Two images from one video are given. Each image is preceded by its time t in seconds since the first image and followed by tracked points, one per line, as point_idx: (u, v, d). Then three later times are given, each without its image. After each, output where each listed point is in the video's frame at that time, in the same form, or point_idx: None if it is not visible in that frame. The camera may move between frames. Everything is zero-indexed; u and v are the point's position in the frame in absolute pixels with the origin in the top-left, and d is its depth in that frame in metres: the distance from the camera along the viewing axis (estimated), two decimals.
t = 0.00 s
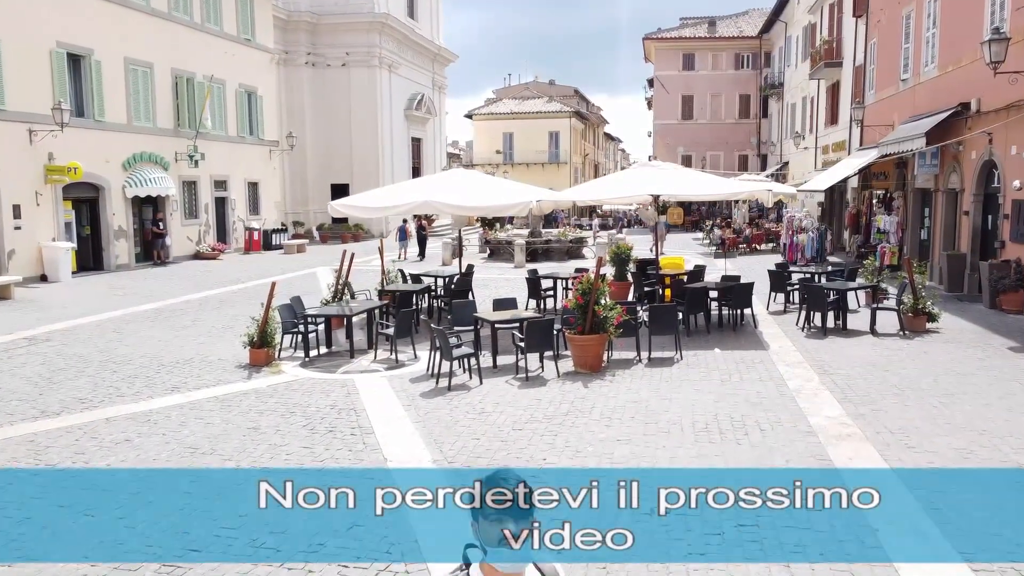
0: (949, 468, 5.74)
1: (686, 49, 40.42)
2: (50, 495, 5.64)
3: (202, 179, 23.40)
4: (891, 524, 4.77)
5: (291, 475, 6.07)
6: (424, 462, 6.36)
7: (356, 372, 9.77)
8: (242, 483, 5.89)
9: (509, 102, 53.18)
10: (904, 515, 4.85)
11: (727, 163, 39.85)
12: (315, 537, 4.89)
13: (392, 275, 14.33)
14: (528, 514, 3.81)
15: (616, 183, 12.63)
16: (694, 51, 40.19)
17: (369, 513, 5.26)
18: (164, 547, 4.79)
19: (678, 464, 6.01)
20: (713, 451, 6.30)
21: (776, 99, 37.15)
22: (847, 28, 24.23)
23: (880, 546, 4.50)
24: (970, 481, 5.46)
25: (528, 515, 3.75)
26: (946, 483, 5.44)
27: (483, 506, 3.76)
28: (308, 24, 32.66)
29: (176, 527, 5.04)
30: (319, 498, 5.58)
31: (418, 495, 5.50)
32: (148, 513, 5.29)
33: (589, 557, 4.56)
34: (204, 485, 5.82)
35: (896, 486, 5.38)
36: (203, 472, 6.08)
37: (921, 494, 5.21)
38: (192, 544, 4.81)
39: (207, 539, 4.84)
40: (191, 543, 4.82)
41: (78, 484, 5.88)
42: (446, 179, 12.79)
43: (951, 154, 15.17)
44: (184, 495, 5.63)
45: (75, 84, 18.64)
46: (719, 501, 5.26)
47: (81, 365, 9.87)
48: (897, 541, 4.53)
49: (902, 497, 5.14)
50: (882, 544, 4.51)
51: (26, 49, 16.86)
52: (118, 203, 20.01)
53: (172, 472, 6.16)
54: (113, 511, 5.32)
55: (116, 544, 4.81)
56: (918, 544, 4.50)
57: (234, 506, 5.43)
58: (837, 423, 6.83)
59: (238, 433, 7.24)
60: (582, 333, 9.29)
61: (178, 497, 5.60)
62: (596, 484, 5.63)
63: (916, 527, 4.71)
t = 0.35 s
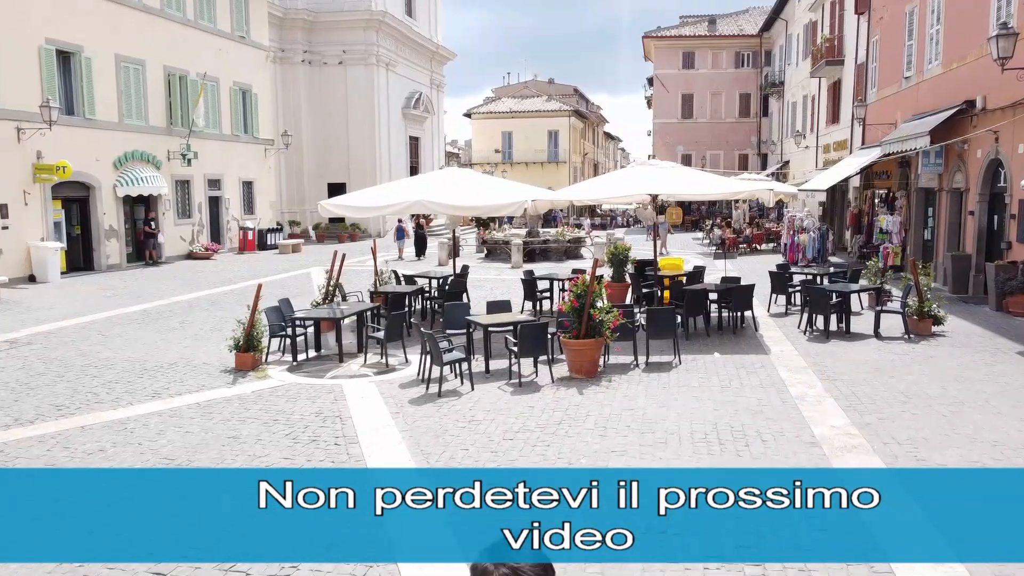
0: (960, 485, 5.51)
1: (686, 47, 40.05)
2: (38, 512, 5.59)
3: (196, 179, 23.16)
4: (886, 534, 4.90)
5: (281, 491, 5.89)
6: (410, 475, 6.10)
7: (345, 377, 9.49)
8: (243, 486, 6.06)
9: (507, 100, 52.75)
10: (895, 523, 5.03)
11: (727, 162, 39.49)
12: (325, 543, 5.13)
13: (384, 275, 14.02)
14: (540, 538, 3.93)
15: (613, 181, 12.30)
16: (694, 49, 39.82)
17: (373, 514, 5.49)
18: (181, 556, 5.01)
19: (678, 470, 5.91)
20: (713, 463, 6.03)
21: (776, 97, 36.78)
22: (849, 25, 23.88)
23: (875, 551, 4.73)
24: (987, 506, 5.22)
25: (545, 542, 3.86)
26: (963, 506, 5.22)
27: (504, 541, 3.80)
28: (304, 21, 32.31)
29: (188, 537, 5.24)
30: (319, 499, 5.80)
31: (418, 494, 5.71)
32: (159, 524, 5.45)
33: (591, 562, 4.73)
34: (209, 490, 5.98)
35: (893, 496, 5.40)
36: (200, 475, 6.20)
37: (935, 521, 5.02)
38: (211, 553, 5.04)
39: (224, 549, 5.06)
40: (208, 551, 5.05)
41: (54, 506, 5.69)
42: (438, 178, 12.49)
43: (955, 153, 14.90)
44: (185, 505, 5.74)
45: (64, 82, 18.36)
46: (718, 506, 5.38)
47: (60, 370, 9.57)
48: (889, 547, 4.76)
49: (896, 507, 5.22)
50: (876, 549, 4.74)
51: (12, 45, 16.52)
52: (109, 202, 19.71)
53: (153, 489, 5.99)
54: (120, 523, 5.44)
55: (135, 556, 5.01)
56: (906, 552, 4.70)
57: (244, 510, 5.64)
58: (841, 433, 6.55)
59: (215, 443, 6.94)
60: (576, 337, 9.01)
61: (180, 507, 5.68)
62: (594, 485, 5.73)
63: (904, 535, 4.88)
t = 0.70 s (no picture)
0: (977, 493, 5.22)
1: (686, 45, 39.62)
2: (9, 516, 5.35)
3: (190, 175, 22.87)
4: (893, 541, 4.66)
5: (262, 494, 5.61)
6: (394, 480, 5.79)
7: (334, 378, 9.18)
8: (231, 485, 5.83)
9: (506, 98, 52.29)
10: (902, 528, 4.81)
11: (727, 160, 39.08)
12: (309, 544, 4.92)
13: (377, 273, 13.70)
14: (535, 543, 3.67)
15: (609, 176, 11.94)
16: (694, 47, 39.39)
17: (367, 516, 5.26)
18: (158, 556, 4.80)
19: (678, 470, 5.71)
20: (715, 469, 5.73)
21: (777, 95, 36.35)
22: (852, 21, 23.48)
23: (878, 558, 4.50)
24: (1005, 516, 4.92)
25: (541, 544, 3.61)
26: (980, 515, 4.94)
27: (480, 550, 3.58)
28: (301, 18, 31.93)
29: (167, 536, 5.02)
30: (316, 499, 5.55)
31: (419, 493, 5.46)
32: (138, 523, 5.23)
33: (583, 569, 4.50)
34: (195, 491, 5.75)
35: (899, 502, 5.16)
36: (187, 475, 5.98)
37: (950, 531, 4.74)
38: (189, 553, 4.83)
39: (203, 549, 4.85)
40: (184, 551, 4.83)
41: (25, 511, 5.43)
42: (433, 174, 12.15)
43: (961, 149, 14.58)
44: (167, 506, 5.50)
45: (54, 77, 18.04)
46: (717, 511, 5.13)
47: (39, 371, 9.26)
48: (895, 554, 4.53)
49: (903, 513, 4.99)
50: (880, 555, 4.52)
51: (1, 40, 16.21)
52: (100, 199, 19.39)
53: (128, 494, 5.70)
54: (96, 524, 5.23)
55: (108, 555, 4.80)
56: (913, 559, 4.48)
57: (232, 510, 5.42)
58: (849, 439, 6.23)
59: (193, 448, 6.62)
60: (573, 338, 8.68)
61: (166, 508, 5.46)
62: (591, 487, 5.49)
63: (911, 542, 4.65)
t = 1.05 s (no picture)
0: (1005, 485, 4.81)
1: (686, 40, 39.29)
2: None
3: (184, 167, 22.57)
4: (922, 540, 4.19)
5: (241, 489, 5.17)
6: (381, 465, 5.53)
7: (324, 366, 8.88)
8: (219, 477, 5.37)
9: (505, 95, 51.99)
10: (932, 527, 4.31)
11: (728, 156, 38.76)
12: (288, 540, 4.46)
13: (372, 263, 13.41)
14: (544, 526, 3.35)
15: (608, 161, 11.62)
16: (694, 42, 39.06)
17: (363, 517, 4.76)
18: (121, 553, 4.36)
19: (684, 469, 5.22)
20: (720, 456, 5.42)
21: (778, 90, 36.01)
22: (854, 12, 23.17)
23: (907, 562, 4.00)
24: None
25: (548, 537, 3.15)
26: (1010, 509, 4.52)
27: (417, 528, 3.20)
28: (297, 11, 31.61)
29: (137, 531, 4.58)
30: (313, 502, 5.05)
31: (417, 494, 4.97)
32: (113, 516, 4.80)
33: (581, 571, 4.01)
34: (180, 480, 5.32)
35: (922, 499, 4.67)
36: (161, 469, 5.51)
37: (983, 529, 4.29)
38: (158, 550, 4.39)
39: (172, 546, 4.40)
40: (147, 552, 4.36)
41: None
42: (428, 160, 11.83)
43: (969, 137, 14.27)
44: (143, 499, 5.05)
45: (44, 66, 17.68)
46: (716, 513, 4.59)
47: (19, 359, 8.95)
48: (926, 558, 4.03)
49: (930, 510, 4.51)
50: (908, 559, 4.02)
51: None
52: (92, 190, 19.07)
53: (104, 484, 5.29)
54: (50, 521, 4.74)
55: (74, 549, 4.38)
56: (946, 565, 3.97)
57: (207, 506, 4.96)
58: (860, 424, 5.94)
59: (172, 435, 6.32)
60: (570, 323, 8.39)
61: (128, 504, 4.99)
62: (591, 488, 4.98)
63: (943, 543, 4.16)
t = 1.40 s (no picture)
0: None
1: (687, 35, 39.15)
2: None
3: (180, 158, 22.41)
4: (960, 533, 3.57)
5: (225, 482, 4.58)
6: (373, 439, 5.36)
7: (319, 348, 8.74)
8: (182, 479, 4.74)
9: (505, 91, 51.91)
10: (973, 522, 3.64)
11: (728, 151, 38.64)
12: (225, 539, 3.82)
13: (369, 250, 13.28)
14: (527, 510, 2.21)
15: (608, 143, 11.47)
16: (695, 37, 38.91)
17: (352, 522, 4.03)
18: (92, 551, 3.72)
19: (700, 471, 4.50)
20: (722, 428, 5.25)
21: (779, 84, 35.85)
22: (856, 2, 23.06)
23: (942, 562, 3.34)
24: None
25: (533, 520, 2.17)
26: None
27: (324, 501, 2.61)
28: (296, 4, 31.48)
29: (112, 523, 3.97)
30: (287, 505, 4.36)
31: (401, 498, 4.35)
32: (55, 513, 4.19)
33: None
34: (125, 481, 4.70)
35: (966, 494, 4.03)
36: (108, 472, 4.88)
37: None
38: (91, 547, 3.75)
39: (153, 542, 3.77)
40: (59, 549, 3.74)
41: None
42: (426, 143, 11.69)
43: (973, 124, 14.11)
44: (130, 493, 4.48)
45: (39, 54, 17.61)
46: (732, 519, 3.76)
47: (10, 340, 8.82)
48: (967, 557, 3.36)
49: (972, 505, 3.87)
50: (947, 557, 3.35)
51: None
52: (88, 180, 18.93)
53: (86, 479, 4.70)
54: None
55: None
56: (988, 565, 3.31)
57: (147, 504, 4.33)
58: (866, 398, 5.79)
59: (163, 409, 6.18)
60: (569, 303, 8.26)
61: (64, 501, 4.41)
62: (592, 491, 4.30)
63: (986, 537, 3.49)
